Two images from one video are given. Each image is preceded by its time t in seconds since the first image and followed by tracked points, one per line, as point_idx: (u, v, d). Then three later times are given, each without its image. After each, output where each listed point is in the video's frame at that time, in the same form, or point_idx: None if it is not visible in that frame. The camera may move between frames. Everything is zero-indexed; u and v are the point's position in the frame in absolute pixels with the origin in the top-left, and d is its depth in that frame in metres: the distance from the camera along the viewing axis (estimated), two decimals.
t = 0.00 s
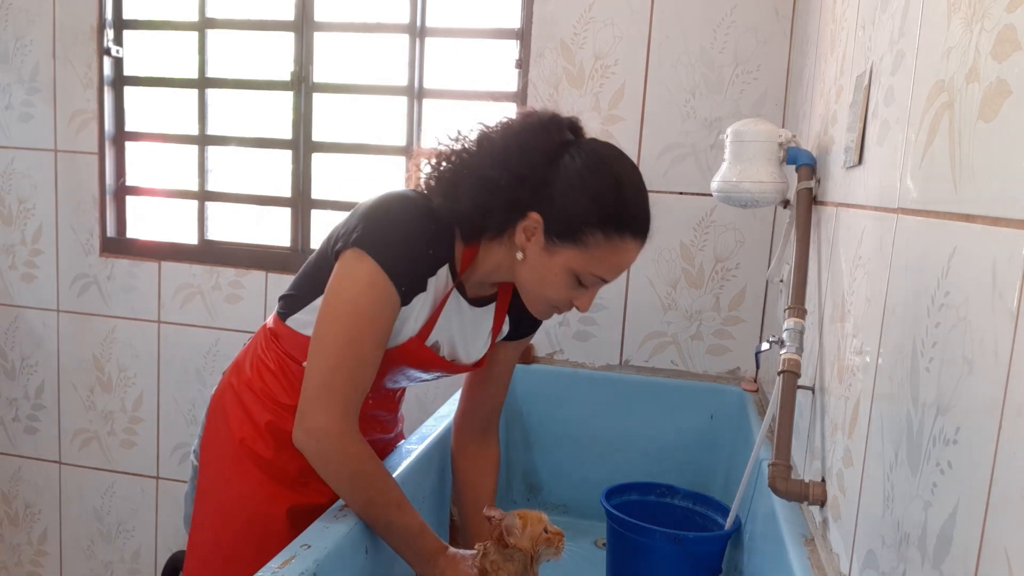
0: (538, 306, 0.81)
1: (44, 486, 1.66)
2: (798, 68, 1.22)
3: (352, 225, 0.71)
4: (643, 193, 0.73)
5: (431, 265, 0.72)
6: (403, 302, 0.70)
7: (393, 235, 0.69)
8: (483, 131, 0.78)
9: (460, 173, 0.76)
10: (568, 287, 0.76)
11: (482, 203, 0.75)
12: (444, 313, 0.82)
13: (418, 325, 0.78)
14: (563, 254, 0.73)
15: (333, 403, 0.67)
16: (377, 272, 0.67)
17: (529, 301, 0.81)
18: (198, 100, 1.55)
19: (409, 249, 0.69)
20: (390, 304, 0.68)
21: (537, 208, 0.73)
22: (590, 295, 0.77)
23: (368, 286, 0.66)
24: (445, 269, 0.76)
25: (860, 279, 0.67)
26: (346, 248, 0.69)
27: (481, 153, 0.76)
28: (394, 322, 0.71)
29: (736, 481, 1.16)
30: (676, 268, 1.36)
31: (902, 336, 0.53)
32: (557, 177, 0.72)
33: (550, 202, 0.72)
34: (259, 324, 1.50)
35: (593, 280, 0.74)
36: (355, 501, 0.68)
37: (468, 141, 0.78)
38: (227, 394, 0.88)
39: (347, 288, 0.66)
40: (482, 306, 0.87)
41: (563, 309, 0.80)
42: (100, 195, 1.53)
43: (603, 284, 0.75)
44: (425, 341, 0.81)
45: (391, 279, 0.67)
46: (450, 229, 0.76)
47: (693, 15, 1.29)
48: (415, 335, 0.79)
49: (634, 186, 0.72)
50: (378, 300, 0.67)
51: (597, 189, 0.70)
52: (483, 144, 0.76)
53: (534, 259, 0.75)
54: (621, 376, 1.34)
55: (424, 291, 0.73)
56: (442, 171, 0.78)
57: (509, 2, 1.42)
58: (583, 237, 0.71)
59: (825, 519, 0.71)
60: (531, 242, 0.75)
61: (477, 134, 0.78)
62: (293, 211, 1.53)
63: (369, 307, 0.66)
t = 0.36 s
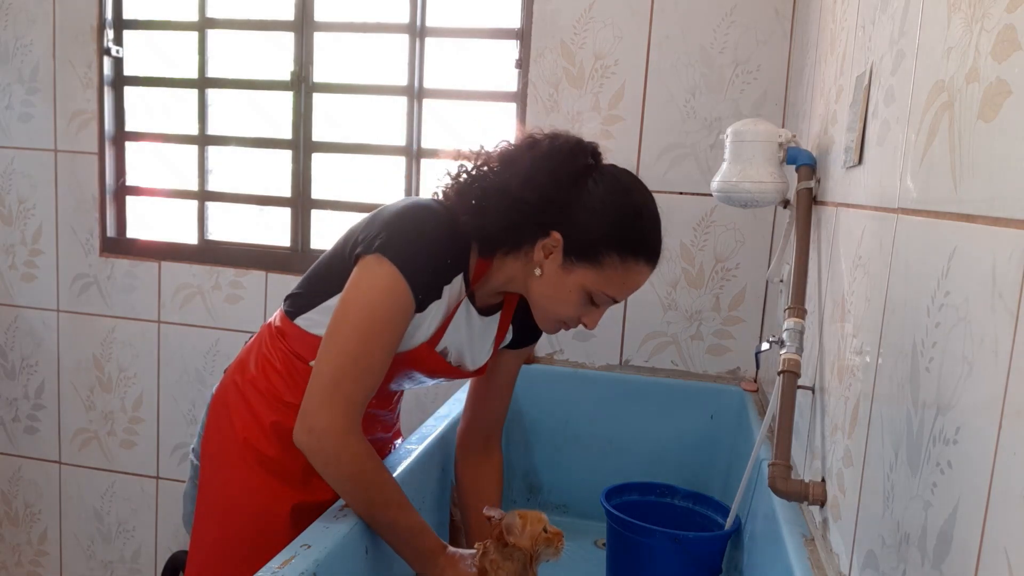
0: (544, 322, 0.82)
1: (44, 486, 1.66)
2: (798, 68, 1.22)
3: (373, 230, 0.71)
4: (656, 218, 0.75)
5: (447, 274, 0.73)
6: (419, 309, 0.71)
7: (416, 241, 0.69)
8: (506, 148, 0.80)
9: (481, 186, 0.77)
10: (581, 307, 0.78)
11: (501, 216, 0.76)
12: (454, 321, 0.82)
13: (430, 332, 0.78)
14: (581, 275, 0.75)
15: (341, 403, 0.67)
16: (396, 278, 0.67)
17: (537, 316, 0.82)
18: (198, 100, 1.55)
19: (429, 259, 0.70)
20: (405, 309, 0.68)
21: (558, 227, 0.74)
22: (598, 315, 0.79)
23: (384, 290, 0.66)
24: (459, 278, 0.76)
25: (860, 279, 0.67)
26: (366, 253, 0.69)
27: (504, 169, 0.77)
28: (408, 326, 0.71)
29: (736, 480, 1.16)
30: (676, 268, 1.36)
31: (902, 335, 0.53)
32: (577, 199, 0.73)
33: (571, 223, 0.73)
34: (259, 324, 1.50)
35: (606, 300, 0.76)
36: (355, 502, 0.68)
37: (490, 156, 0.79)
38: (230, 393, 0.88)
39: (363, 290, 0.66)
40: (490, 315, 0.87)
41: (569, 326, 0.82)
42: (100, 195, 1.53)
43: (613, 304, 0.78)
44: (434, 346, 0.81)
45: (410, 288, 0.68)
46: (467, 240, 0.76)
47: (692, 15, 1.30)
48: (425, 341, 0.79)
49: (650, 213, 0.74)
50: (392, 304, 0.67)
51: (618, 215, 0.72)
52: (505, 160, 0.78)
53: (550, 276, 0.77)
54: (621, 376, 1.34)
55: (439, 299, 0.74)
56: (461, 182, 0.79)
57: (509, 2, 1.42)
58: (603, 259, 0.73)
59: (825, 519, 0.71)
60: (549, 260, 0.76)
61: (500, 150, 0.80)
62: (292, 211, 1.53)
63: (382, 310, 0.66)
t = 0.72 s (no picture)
0: (546, 322, 0.82)
1: (44, 486, 1.66)
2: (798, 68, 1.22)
3: (382, 230, 0.71)
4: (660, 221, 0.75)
5: (454, 276, 0.73)
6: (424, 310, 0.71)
7: (425, 243, 0.69)
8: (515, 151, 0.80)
9: (490, 188, 0.77)
10: (584, 307, 0.78)
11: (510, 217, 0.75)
12: (460, 322, 0.82)
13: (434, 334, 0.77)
14: (585, 276, 0.75)
15: (343, 403, 0.67)
16: (402, 279, 0.67)
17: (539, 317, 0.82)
18: (198, 100, 1.55)
19: (436, 261, 0.70)
20: (408, 308, 0.68)
21: (564, 228, 0.74)
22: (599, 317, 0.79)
23: (390, 290, 0.66)
24: (465, 281, 0.76)
25: (860, 279, 0.67)
26: (372, 253, 0.69)
27: (511, 171, 0.77)
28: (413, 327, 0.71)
29: (736, 479, 1.16)
30: (676, 268, 1.36)
31: (902, 335, 0.53)
32: (584, 200, 0.73)
33: (577, 224, 0.74)
34: (259, 324, 1.50)
35: (609, 300, 0.76)
36: (355, 501, 0.68)
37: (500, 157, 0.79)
38: (234, 390, 0.88)
39: (368, 290, 0.66)
40: (490, 316, 0.87)
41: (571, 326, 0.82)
42: (100, 195, 1.53)
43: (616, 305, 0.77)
44: (439, 348, 0.81)
45: (416, 289, 0.68)
46: (475, 240, 0.76)
47: (693, 15, 1.29)
48: (431, 342, 0.79)
49: (657, 215, 0.74)
50: (397, 304, 0.67)
51: (625, 218, 0.72)
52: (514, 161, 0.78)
53: (553, 277, 0.77)
54: (622, 376, 1.34)
55: (444, 300, 0.73)
56: (469, 184, 0.79)
57: (509, 2, 1.42)
58: (607, 259, 0.73)
59: (825, 519, 0.71)
60: (553, 260, 0.76)
61: (509, 151, 0.80)
62: (292, 211, 1.53)
63: (386, 310, 0.66)
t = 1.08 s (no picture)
0: (539, 300, 0.79)
1: (44, 486, 1.66)
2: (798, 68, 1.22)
3: (374, 228, 0.72)
4: (648, 191, 0.75)
5: (449, 274, 0.73)
6: (421, 308, 0.71)
7: (419, 237, 0.69)
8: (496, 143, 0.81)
9: (474, 176, 0.78)
10: (572, 272, 0.75)
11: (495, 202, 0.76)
12: (457, 318, 0.82)
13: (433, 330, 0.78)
14: (563, 233, 0.73)
15: (342, 403, 0.67)
16: (397, 277, 0.67)
17: (531, 296, 0.79)
18: (198, 100, 1.55)
19: (431, 257, 0.70)
20: (405, 307, 0.68)
21: (542, 192, 0.75)
22: (591, 286, 0.75)
23: (386, 289, 0.66)
24: (463, 276, 0.77)
25: (860, 279, 0.67)
26: (366, 252, 0.69)
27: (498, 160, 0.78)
28: (409, 325, 0.71)
29: (736, 479, 1.15)
30: (676, 268, 1.36)
31: (902, 335, 0.53)
32: (561, 168, 0.74)
33: (555, 188, 0.74)
34: (259, 324, 1.50)
35: (595, 259, 0.73)
36: (356, 502, 0.68)
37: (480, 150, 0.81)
38: (238, 390, 0.88)
39: (364, 290, 0.66)
40: (490, 314, 0.87)
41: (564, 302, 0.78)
42: (100, 195, 1.53)
43: (606, 268, 0.74)
44: (439, 345, 0.81)
45: (412, 288, 0.68)
46: (471, 232, 0.76)
47: (693, 14, 1.29)
48: (430, 339, 0.79)
49: (640, 177, 0.74)
50: (394, 303, 0.67)
51: (601, 176, 0.72)
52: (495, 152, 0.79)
53: (533, 243, 0.76)
54: (622, 376, 1.34)
55: (441, 297, 0.73)
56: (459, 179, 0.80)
57: (509, 2, 1.42)
58: (584, 215, 0.72)
59: (825, 519, 0.71)
60: (532, 226, 0.76)
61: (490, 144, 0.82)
62: (292, 211, 1.53)
63: (383, 309, 0.66)
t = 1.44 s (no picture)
0: (508, 234, 0.76)
1: (44, 486, 1.66)
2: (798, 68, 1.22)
3: (348, 223, 0.72)
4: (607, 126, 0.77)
5: (430, 260, 0.73)
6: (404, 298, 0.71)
7: (388, 223, 0.70)
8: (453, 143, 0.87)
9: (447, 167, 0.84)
10: (528, 186, 0.74)
11: (462, 180, 0.82)
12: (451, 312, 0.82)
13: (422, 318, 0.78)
14: (512, 155, 0.76)
15: (336, 402, 0.67)
16: (374, 272, 0.67)
17: (502, 234, 0.77)
18: (198, 100, 1.55)
19: (407, 240, 0.70)
20: (387, 301, 0.68)
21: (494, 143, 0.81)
22: (555, 193, 0.73)
23: (366, 283, 0.67)
24: (446, 260, 0.77)
25: (860, 279, 0.67)
26: (344, 248, 0.70)
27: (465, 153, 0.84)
28: (394, 319, 0.71)
29: (736, 479, 1.15)
30: (676, 268, 1.36)
31: (902, 335, 0.53)
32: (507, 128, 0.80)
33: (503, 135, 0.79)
34: (259, 324, 1.50)
35: (544, 162, 0.73)
36: (357, 502, 0.68)
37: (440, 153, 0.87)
38: (240, 390, 0.88)
39: (345, 287, 0.67)
40: (485, 301, 0.87)
41: (530, 227, 0.75)
42: (100, 195, 1.53)
43: (559, 172, 0.73)
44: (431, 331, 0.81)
45: (389, 279, 0.68)
46: (449, 214, 0.78)
47: (693, 15, 1.29)
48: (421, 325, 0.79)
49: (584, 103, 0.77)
50: (377, 298, 0.67)
51: (542, 105, 0.76)
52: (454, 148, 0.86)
53: (493, 181, 0.79)
54: (621, 376, 1.34)
55: (424, 285, 0.73)
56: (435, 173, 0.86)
57: (509, 2, 1.42)
58: (528, 131, 0.75)
59: (825, 519, 0.71)
60: (490, 169, 0.80)
61: (450, 144, 0.87)
62: (292, 211, 1.53)
63: (366, 304, 0.66)
